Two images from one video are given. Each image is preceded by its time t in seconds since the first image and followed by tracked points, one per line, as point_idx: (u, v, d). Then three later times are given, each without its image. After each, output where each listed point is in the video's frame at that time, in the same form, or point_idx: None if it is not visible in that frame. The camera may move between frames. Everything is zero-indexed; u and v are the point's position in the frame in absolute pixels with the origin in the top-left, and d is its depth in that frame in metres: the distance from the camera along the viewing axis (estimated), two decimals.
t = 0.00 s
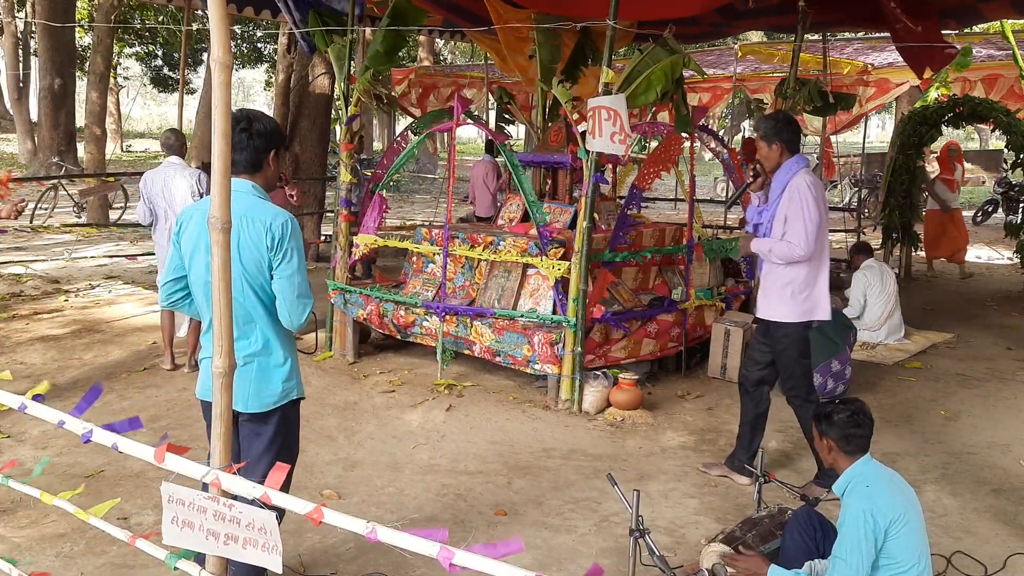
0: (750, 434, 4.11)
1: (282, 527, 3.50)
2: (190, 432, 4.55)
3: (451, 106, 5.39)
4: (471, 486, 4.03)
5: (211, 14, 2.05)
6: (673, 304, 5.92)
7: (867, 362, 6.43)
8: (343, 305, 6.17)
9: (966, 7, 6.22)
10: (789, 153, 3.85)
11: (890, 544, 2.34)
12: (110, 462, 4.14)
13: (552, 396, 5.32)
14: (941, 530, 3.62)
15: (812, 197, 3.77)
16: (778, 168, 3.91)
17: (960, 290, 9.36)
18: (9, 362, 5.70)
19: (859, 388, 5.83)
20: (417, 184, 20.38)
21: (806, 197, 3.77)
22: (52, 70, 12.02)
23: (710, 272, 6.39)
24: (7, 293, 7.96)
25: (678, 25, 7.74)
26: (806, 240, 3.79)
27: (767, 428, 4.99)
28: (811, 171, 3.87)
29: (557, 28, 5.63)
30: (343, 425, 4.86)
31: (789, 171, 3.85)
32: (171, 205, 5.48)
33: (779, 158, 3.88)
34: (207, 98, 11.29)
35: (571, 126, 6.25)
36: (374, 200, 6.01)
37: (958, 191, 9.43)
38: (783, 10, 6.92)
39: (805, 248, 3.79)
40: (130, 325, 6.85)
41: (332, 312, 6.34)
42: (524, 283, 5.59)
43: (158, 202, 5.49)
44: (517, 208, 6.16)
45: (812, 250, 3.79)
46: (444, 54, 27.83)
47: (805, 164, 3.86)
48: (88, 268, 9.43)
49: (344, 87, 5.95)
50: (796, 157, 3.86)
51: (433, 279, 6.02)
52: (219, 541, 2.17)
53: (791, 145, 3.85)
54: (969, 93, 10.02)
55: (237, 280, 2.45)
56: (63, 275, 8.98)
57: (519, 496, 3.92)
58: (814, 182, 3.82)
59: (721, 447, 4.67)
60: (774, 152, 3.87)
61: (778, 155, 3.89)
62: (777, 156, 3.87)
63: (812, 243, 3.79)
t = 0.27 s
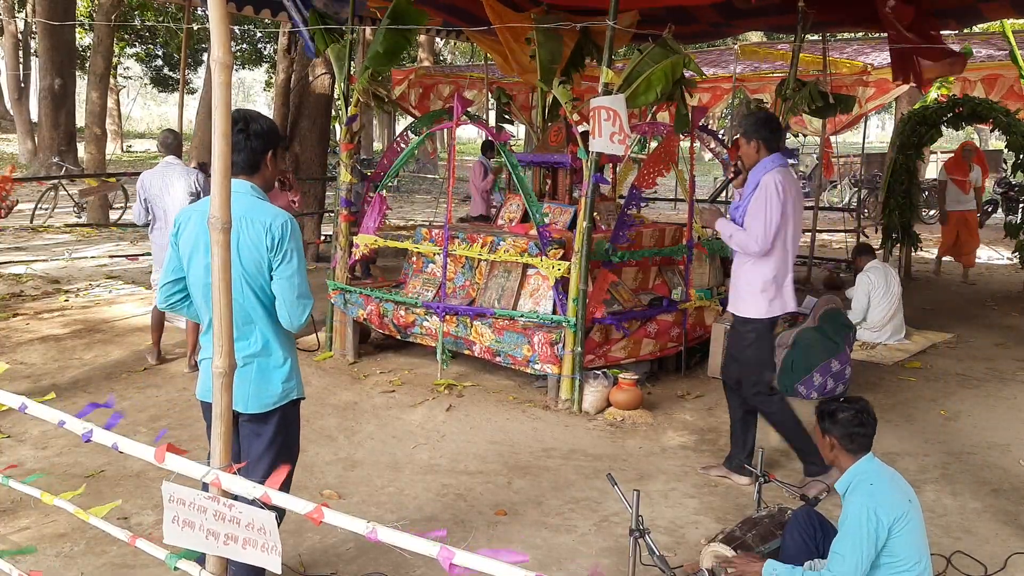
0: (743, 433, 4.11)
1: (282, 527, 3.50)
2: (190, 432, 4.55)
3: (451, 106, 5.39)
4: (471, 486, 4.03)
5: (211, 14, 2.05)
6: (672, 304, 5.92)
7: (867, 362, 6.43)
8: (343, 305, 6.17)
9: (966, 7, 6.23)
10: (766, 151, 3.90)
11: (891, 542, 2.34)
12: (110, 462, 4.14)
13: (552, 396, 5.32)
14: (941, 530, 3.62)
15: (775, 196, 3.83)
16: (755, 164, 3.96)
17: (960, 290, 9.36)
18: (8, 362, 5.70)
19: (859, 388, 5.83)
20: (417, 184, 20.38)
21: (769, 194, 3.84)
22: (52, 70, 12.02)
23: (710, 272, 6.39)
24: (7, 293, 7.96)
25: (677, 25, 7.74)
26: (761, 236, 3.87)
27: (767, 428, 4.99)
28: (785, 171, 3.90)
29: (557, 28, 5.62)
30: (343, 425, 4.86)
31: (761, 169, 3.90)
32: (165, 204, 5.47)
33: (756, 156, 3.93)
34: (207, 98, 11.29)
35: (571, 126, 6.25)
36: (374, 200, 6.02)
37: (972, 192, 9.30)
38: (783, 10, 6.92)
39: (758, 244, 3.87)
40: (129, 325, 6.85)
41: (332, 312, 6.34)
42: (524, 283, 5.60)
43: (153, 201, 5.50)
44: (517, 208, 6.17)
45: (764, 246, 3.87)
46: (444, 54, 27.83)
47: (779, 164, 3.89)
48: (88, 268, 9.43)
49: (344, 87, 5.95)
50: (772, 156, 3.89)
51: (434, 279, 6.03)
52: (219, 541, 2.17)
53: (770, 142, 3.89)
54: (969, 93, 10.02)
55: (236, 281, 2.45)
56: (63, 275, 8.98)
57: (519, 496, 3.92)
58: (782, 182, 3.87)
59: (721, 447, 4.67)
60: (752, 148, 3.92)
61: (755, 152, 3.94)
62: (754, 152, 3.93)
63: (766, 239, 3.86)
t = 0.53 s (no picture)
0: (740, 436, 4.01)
1: (281, 527, 3.50)
2: (190, 432, 4.55)
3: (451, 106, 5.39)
4: (471, 486, 4.03)
5: (211, 14, 2.05)
6: (672, 304, 5.92)
7: (867, 362, 6.43)
8: (344, 305, 6.17)
9: (965, 7, 6.23)
10: (752, 149, 3.91)
11: (888, 541, 2.34)
12: (110, 462, 4.14)
13: (552, 396, 5.32)
14: (941, 530, 3.62)
15: (755, 192, 3.83)
16: (740, 162, 3.97)
17: (960, 290, 9.36)
18: (8, 362, 5.70)
19: (859, 388, 5.83)
20: (417, 185, 20.40)
21: (748, 190, 3.84)
22: (52, 71, 12.03)
23: (710, 272, 6.39)
24: (7, 293, 7.96)
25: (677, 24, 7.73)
26: (739, 232, 3.87)
27: (767, 428, 4.99)
28: (768, 170, 3.90)
29: (556, 28, 5.62)
30: (343, 425, 4.86)
31: (745, 166, 3.92)
32: (159, 203, 5.49)
33: (742, 152, 3.95)
34: (207, 98, 11.29)
35: (571, 126, 6.25)
36: (375, 200, 6.02)
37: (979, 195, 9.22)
38: (783, 9, 6.92)
39: (736, 239, 3.87)
40: (129, 325, 6.85)
41: (332, 312, 6.34)
42: (524, 283, 5.59)
43: (144, 201, 5.47)
44: (517, 208, 6.17)
45: (742, 242, 3.86)
46: (444, 54, 27.84)
47: (762, 162, 3.90)
48: (88, 268, 9.43)
49: (344, 87, 5.96)
50: (758, 155, 3.90)
51: (434, 279, 6.03)
52: (219, 541, 2.17)
53: (757, 140, 3.90)
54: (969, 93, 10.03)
55: (235, 282, 2.45)
56: (63, 275, 8.98)
57: (519, 496, 3.92)
58: (765, 181, 3.86)
59: (721, 447, 4.67)
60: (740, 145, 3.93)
61: (742, 149, 3.95)
62: (741, 149, 3.94)
63: (744, 235, 3.86)
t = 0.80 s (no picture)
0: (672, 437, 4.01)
1: (281, 527, 3.50)
2: (190, 432, 4.56)
3: (451, 106, 5.39)
4: (471, 486, 4.03)
5: (211, 14, 2.05)
6: (672, 305, 5.92)
7: (867, 362, 6.43)
8: (343, 305, 6.16)
9: (966, 7, 6.22)
10: (736, 150, 3.93)
11: (888, 541, 2.34)
12: (110, 462, 4.14)
13: (552, 396, 5.32)
14: (941, 530, 3.62)
15: (737, 193, 3.84)
16: (724, 163, 3.99)
17: (960, 290, 9.36)
18: (8, 362, 5.70)
19: (859, 388, 5.83)
20: (417, 185, 20.41)
21: (731, 192, 3.85)
22: (52, 71, 12.03)
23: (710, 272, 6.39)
24: (7, 293, 7.96)
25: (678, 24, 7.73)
26: (719, 233, 3.89)
27: (767, 428, 4.99)
28: (749, 171, 3.92)
29: (557, 28, 5.61)
30: (343, 425, 4.86)
31: (727, 167, 3.94)
32: (147, 200, 5.47)
33: (727, 153, 3.95)
34: (207, 98, 11.29)
35: (571, 126, 6.25)
36: (374, 200, 6.02)
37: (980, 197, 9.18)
38: (783, 9, 6.91)
39: (719, 241, 3.88)
40: (129, 326, 6.85)
41: (332, 312, 6.34)
42: (524, 283, 5.60)
43: (133, 198, 5.48)
44: (518, 208, 6.16)
45: (725, 243, 3.87)
46: (444, 54, 27.85)
47: (744, 163, 3.92)
48: (88, 268, 9.43)
49: (344, 87, 5.95)
50: (741, 156, 3.92)
51: (434, 279, 6.03)
52: (218, 541, 2.17)
53: (742, 141, 3.91)
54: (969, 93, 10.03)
55: (234, 283, 2.45)
56: (63, 275, 8.98)
57: (519, 496, 3.92)
58: (744, 181, 3.88)
59: (721, 447, 4.67)
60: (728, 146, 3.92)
61: (728, 151, 3.95)
62: (727, 151, 3.94)
63: (727, 236, 3.86)
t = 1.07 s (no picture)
0: (652, 433, 4.06)
1: (282, 527, 3.50)
2: (190, 432, 4.56)
3: (452, 107, 5.38)
4: (471, 486, 4.03)
5: (211, 14, 2.06)
6: (672, 305, 5.92)
7: (867, 362, 6.43)
8: (344, 305, 6.16)
9: (966, 7, 6.22)
10: (717, 148, 3.95)
11: (893, 542, 2.34)
12: (110, 462, 4.15)
13: (552, 396, 5.32)
14: (941, 530, 3.62)
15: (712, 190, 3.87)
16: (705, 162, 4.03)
17: (961, 290, 9.37)
18: (8, 362, 5.70)
19: (859, 388, 5.84)
20: (417, 185, 20.43)
21: (704, 189, 3.89)
22: (52, 71, 12.03)
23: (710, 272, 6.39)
24: (7, 293, 7.97)
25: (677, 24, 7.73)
26: (697, 230, 3.91)
27: (767, 428, 4.99)
28: (726, 169, 3.95)
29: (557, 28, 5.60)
30: (343, 425, 4.86)
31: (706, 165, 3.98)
32: (142, 197, 5.47)
33: (710, 151, 3.98)
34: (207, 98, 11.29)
35: (571, 126, 6.26)
36: (375, 200, 6.02)
37: (975, 196, 9.17)
38: (783, 9, 6.91)
39: (693, 237, 3.92)
40: (130, 326, 6.86)
41: (332, 312, 6.34)
42: (524, 283, 5.60)
43: (129, 197, 5.50)
44: (518, 208, 6.16)
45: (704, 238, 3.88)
46: (444, 54, 27.89)
47: (723, 161, 3.95)
48: (88, 268, 9.44)
49: (344, 87, 5.95)
50: (720, 155, 3.96)
51: (434, 279, 6.03)
52: (219, 541, 2.17)
53: (722, 140, 3.94)
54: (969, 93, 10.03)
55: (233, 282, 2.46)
56: (64, 275, 8.98)
57: (519, 496, 3.93)
58: (718, 179, 3.91)
59: (721, 447, 4.67)
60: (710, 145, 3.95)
61: (710, 149, 3.98)
62: (709, 150, 3.96)
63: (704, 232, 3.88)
